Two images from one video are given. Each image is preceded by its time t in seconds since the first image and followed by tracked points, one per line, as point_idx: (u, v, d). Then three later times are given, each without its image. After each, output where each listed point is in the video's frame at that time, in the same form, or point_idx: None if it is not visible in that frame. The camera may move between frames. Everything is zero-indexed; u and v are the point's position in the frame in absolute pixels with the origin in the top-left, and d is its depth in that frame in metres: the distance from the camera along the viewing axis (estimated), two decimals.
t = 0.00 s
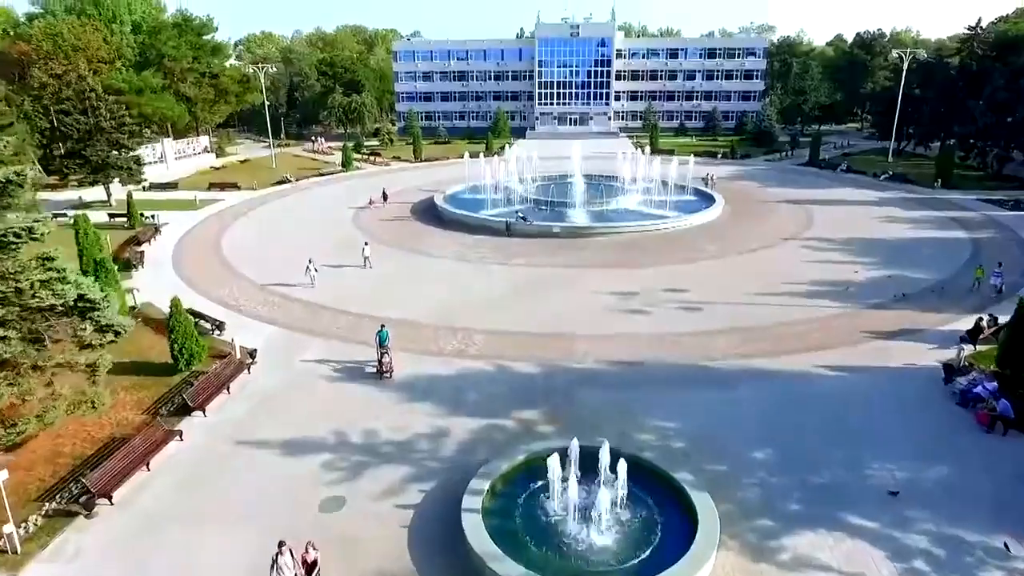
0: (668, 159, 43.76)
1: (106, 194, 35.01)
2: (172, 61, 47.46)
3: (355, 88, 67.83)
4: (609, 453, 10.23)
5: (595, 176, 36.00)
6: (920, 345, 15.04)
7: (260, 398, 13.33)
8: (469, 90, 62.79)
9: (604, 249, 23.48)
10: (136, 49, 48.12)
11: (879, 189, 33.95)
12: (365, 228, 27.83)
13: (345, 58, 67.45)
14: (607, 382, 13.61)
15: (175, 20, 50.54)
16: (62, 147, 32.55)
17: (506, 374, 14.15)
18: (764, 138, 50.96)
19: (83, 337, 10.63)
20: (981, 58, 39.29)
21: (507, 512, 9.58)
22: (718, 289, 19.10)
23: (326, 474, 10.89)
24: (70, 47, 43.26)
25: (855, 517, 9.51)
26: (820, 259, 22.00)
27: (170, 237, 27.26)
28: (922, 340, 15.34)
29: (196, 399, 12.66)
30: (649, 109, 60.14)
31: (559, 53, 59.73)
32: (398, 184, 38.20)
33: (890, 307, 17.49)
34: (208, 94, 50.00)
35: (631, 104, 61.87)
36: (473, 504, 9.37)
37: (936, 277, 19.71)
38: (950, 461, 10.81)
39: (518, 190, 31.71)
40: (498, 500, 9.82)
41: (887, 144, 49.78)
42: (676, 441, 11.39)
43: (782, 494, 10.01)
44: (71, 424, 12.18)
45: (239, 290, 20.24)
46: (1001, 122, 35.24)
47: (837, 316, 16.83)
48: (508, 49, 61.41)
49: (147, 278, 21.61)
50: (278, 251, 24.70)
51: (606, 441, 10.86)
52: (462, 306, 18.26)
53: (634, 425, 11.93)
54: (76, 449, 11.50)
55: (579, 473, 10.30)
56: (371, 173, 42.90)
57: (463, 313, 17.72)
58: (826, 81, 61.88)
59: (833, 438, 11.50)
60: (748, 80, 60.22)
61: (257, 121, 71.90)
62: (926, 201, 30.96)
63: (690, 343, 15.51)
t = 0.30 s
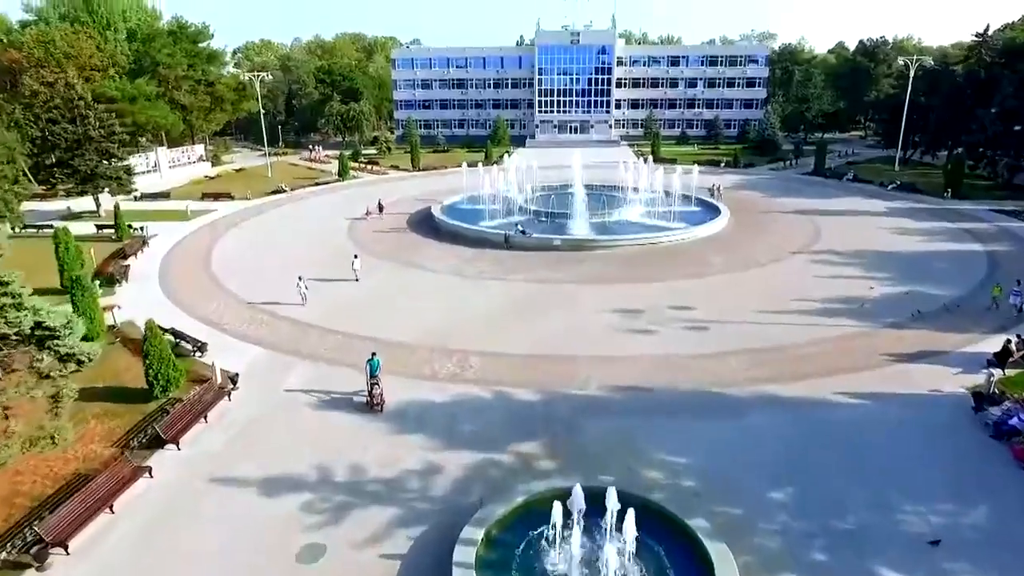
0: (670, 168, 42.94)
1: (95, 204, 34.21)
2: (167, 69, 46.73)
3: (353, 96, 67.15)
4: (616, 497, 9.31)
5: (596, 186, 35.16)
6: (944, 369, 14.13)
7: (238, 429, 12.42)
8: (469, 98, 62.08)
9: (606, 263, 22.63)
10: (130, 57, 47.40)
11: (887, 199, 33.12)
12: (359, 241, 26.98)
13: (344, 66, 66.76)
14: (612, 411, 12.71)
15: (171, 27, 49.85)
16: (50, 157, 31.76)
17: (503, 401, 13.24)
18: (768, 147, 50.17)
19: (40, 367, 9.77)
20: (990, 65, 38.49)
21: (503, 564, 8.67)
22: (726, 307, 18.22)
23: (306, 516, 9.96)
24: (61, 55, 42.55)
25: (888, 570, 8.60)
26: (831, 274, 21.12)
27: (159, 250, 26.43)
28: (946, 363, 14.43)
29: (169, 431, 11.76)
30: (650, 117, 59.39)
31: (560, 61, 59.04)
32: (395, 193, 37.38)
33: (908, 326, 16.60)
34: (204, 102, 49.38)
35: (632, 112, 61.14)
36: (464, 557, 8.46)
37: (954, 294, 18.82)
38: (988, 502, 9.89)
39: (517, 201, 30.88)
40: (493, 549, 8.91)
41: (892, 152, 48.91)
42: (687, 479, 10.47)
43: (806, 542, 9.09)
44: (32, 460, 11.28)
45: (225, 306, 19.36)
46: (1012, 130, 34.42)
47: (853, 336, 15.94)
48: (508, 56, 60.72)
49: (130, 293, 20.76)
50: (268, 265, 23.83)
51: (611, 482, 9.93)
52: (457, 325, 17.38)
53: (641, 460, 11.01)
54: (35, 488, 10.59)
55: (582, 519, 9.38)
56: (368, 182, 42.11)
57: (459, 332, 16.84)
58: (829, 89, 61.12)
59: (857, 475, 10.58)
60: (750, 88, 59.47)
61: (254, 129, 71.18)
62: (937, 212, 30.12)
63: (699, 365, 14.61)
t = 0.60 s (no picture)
0: (672, 178, 42.12)
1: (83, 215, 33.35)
2: (161, 78, 45.96)
3: (351, 105, 66.51)
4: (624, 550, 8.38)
5: (597, 197, 34.38)
6: (971, 397, 13.21)
7: (213, 466, 11.51)
8: (468, 107, 61.35)
9: (609, 279, 21.74)
10: (124, 66, 46.66)
11: (895, 211, 32.27)
12: (352, 254, 26.12)
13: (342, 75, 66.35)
14: (617, 445, 11.79)
15: (166, 35, 49.11)
16: (37, 167, 30.93)
17: (500, 433, 12.32)
18: (771, 156, 49.35)
19: None
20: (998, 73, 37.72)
21: None
22: (735, 327, 17.33)
23: (281, 568, 9.02)
24: (53, 63, 41.82)
25: None
26: (844, 290, 20.25)
27: (145, 264, 25.56)
28: (973, 390, 13.51)
29: (135, 468, 10.86)
30: (651, 126, 58.64)
31: (560, 70, 58.36)
32: (391, 205, 36.55)
33: (929, 348, 15.71)
34: (199, 111, 48.65)
35: (632, 121, 60.42)
36: None
37: (974, 313, 17.92)
38: None
39: (516, 212, 30.05)
40: None
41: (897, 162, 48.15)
42: (701, 526, 9.54)
43: None
44: None
45: (209, 326, 18.48)
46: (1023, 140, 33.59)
47: (871, 359, 15.04)
48: (507, 65, 60.07)
49: (110, 311, 19.85)
50: (257, 281, 22.98)
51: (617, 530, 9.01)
52: (452, 348, 16.49)
53: (649, 503, 10.09)
54: None
55: (586, 573, 8.45)
56: (364, 193, 41.30)
57: (453, 355, 15.95)
58: (831, 97, 60.39)
59: (887, 520, 9.67)
60: (752, 96, 58.74)
61: (251, 138, 70.51)
62: (948, 224, 29.23)
63: (709, 392, 13.69)
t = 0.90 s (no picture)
0: (674, 186, 41.28)
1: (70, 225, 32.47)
2: (154, 84, 45.09)
3: (349, 112, 65.79)
4: None
5: (597, 207, 33.52)
6: (1002, 426, 12.26)
7: (182, 505, 10.58)
8: (466, 114, 60.56)
9: (611, 293, 20.83)
10: (116, 72, 45.84)
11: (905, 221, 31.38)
12: (344, 267, 25.23)
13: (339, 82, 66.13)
14: (621, 482, 10.83)
15: (159, 41, 48.29)
16: (21, 176, 30.04)
17: (494, 467, 11.39)
18: (774, 163, 48.52)
19: None
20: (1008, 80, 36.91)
21: None
22: (745, 347, 16.41)
23: None
24: (43, 70, 41.00)
25: None
26: (857, 306, 19.32)
27: (129, 277, 24.64)
28: (1003, 418, 12.56)
29: (91, 510, 9.92)
30: (652, 134, 57.84)
31: (560, 76, 57.60)
32: (387, 215, 35.69)
33: (952, 370, 14.77)
34: (193, 118, 47.84)
35: (633, 128, 59.63)
36: None
37: (996, 332, 17.00)
38: None
39: (514, 223, 29.17)
40: None
41: (902, 170, 47.28)
42: None
43: None
44: None
45: (190, 344, 17.59)
46: None
47: (891, 383, 14.09)
48: (506, 72, 59.36)
49: (87, 328, 18.94)
50: (243, 295, 22.10)
51: None
52: (445, 370, 15.57)
53: (657, 551, 9.15)
54: None
55: None
56: (360, 202, 40.44)
57: (446, 378, 15.02)
58: (833, 104, 59.61)
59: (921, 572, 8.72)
60: (754, 103, 57.93)
61: (248, 145, 69.82)
62: (960, 234, 28.32)
63: (720, 421, 12.75)
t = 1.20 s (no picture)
0: (676, 195, 40.39)
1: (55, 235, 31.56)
2: (146, 91, 44.21)
3: (346, 119, 65.00)
4: None
5: (597, 216, 32.63)
6: None
7: (142, 552, 9.61)
8: (464, 120, 59.71)
9: (612, 309, 19.90)
10: (108, 78, 44.99)
11: (916, 231, 30.44)
12: (335, 279, 24.34)
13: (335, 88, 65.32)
14: (626, 526, 9.87)
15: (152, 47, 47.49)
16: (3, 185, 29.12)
17: (487, 507, 10.43)
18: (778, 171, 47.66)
19: None
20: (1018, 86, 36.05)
21: None
22: (755, 369, 15.48)
23: None
24: (32, 76, 40.16)
25: None
26: (871, 323, 18.38)
27: (111, 290, 23.72)
28: None
29: (37, 560, 8.93)
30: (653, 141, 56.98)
31: (559, 83, 56.80)
32: (381, 225, 34.81)
33: (979, 395, 13.80)
34: (186, 126, 46.98)
35: (633, 135, 58.80)
36: None
37: (1021, 351, 16.04)
38: None
39: (512, 233, 28.27)
40: None
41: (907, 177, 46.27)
42: None
43: None
44: None
45: (169, 364, 16.68)
46: None
47: (914, 409, 13.15)
48: (505, 78, 58.62)
49: (60, 346, 17.97)
50: (229, 309, 21.21)
51: None
52: (436, 394, 14.63)
53: None
54: None
55: None
56: (355, 211, 39.56)
57: (437, 404, 14.08)
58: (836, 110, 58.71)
59: None
60: (756, 110, 57.05)
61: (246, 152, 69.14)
62: (974, 245, 27.39)
63: (731, 453, 11.80)
